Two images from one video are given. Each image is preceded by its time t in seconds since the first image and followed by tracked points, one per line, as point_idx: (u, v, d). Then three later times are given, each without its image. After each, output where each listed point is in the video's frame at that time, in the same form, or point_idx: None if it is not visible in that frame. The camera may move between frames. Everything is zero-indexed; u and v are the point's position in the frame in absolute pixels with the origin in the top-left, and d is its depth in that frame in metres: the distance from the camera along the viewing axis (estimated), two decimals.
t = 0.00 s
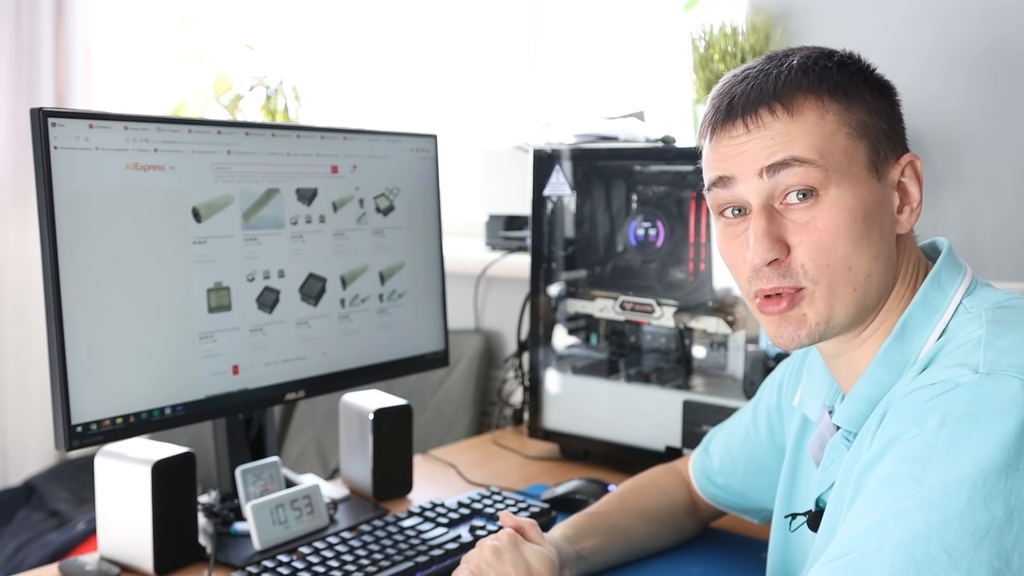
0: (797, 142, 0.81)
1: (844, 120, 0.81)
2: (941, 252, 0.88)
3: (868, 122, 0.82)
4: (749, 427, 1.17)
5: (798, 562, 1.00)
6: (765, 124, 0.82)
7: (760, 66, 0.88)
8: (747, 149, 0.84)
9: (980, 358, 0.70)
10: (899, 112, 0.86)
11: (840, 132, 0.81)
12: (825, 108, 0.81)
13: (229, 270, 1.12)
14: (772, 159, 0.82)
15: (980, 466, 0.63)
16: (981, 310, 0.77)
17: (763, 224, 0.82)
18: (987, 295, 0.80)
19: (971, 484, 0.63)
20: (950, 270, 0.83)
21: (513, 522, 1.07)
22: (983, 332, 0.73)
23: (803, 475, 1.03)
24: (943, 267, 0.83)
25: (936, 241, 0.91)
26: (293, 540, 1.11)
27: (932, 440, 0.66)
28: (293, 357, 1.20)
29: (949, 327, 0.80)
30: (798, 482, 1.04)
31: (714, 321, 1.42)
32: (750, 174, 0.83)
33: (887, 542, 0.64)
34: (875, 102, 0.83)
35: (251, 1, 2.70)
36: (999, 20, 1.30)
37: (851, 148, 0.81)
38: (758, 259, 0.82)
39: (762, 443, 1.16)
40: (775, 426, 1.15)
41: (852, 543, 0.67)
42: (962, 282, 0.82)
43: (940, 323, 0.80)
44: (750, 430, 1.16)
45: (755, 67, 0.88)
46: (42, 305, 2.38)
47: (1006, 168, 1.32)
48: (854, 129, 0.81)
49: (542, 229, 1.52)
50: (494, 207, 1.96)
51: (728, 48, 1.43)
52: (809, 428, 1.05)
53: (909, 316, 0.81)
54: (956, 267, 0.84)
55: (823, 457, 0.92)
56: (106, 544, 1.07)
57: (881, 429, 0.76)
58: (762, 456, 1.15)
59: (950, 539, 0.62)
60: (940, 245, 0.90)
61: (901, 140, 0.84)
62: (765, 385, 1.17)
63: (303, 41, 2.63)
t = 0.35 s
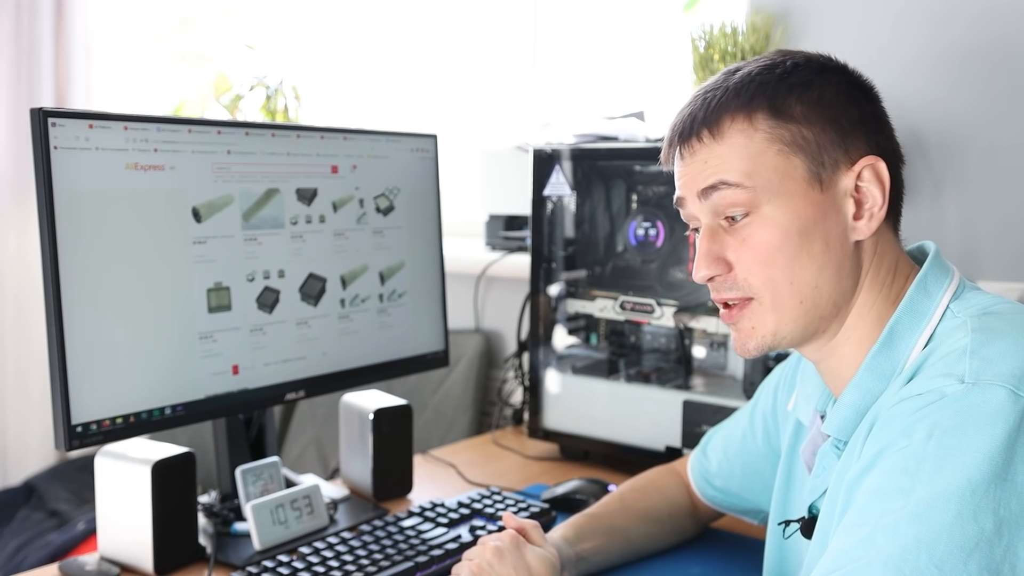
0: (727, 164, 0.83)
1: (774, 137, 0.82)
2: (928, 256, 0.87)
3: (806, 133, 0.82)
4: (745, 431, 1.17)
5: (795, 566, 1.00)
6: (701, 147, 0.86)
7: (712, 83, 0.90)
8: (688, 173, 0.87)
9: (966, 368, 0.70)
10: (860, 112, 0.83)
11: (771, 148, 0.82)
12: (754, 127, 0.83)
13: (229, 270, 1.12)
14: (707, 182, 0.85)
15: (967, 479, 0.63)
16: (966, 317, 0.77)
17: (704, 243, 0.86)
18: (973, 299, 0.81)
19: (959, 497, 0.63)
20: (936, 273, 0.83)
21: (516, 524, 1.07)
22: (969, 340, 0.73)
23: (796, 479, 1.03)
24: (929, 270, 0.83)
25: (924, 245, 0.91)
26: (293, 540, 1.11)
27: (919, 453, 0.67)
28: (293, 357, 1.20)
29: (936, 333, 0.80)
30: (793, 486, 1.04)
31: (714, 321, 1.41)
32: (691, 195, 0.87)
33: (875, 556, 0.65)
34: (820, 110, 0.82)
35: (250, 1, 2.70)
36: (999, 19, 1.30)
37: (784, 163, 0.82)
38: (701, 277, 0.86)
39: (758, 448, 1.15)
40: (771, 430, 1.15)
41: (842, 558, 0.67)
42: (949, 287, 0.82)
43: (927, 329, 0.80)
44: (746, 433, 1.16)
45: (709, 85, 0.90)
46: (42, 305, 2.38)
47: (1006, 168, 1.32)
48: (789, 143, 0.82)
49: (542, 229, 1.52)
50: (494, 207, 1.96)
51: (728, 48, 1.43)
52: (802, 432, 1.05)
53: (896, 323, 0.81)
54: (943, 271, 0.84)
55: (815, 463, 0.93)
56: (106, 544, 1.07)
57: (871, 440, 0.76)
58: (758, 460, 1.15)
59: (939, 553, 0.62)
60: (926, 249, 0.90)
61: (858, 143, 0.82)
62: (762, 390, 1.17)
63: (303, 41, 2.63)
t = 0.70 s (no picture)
0: (702, 166, 0.88)
1: (742, 144, 0.85)
2: (936, 258, 0.87)
3: (773, 142, 0.83)
4: (750, 428, 1.17)
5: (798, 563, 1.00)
6: (689, 148, 0.91)
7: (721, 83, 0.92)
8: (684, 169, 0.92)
9: (971, 371, 0.70)
10: (843, 118, 0.82)
11: (739, 155, 0.85)
12: (729, 133, 0.86)
13: (230, 270, 1.12)
14: (690, 181, 0.90)
15: (973, 481, 0.64)
16: (971, 320, 0.77)
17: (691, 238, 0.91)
18: (983, 303, 0.81)
19: (964, 498, 0.63)
20: (944, 275, 0.82)
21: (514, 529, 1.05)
22: (973, 345, 0.73)
23: (804, 479, 1.04)
24: (937, 273, 0.82)
25: (933, 248, 0.90)
26: (293, 540, 1.11)
27: (924, 455, 0.67)
28: (293, 357, 1.20)
29: (942, 335, 0.80)
30: (798, 485, 1.04)
31: (714, 321, 1.41)
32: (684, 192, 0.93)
33: (881, 558, 0.64)
34: (793, 117, 0.82)
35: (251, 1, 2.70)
36: (999, 19, 1.30)
37: (749, 170, 0.84)
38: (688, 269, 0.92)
39: (764, 445, 1.15)
40: (777, 428, 1.15)
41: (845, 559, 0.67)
42: (955, 288, 0.82)
43: (934, 331, 0.80)
44: (752, 430, 1.16)
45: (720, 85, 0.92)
46: (42, 305, 2.38)
47: (1006, 168, 1.32)
48: (756, 150, 0.84)
49: (542, 229, 1.52)
50: (494, 207, 1.96)
51: (728, 48, 1.43)
52: (809, 431, 1.06)
53: (902, 325, 0.81)
54: (951, 272, 0.83)
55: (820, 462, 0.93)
56: (106, 543, 1.07)
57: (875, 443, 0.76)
58: (763, 456, 1.15)
59: (946, 554, 0.62)
60: (935, 251, 0.88)
61: (833, 151, 0.81)
62: (769, 389, 1.17)
63: (303, 42, 2.63)
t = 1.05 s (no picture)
0: (731, 170, 0.87)
1: (773, 155, 0.84)
2: (953, 256, 0.88)
3: (807, 154, 0.82)
4: (756, 417, 1.17)
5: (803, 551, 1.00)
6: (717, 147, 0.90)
7: (752, 75, 0.90)
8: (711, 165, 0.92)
9: (997, 370, 0.71)
10: (879, 130, 0.80)
11: (770, 165, 0.84)
12: (759, 141, 0.85)
13: (229, 270, 1.12)
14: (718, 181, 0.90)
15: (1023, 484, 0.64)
16: (988, 316, 0.79)
17: (718, 236, 0.92)
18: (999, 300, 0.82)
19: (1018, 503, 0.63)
20: (961, 272, 0.84)
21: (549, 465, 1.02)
22: (996, 344, 0.73)
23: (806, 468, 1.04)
24: (954, 270, 0.84)
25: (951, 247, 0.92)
26: (293, 540, 1.11)
27: (964, 461, 0.66)
28: (293, 357, 1.20)
29: (960, 330, 0.81)
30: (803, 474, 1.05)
31: (714, 321, 1.41)
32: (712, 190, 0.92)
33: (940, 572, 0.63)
34: (828, 129, 0.81)
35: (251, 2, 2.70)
36: (999, 20, 1.30)
37: (780, 182, 0.83)
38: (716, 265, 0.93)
39: (767, 430, 1.16)
40: (782, 417, 1.15)
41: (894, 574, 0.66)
42: (972, 286, 0.84)
43: (951, 327, 0.82)
44: (757, 419, 1.17)
45: (748, 76, 0.90)
46: (42, 306, 2.38)
47: (1006, 168, 1.32)
48: (788, 162, 0.83)
49: (542, 229, 1.52)
50: (493, 207, 1.95)
51: (728, 48, 1.43)
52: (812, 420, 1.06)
53: (920, 319, 0.83)
54: (967, 271, 0.85)
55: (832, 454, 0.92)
56: (106, 544, 1.07)
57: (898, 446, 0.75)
58: (767, 442, 1.16)
59: (1007, 560, 0.62)
60: (954, 251, 0.89)
61: (868, 165, 0.80)
62: (778, 380, 1.17)
63: (304, 42, 2.63)
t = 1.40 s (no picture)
0: (749, 165, 0.87)
1: (794, 150, 0.84)
2: (965, 258, 0.88)
3: (829, 150, 0.82)
4: (758, 419, 1.17)
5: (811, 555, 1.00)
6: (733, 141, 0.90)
7: (771, 69, 0.90)
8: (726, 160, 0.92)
9: None
10: (903, 129, 0.80)
11: (790, 161, 0.84)
12: (779, 136, 0.84)
13: (230, 270, 1.12)
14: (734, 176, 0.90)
15: None
16: (1003, 322, 0.79)
17: (732, 232, 0.92)
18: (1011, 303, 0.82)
19: None
20: (973, 276, 0.84)
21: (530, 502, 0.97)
22: (1017, 359, 0.73)
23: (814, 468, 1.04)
24: (966, 273, 0.84)
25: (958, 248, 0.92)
26: (293, 540, 1.11)
27: (996, 481, 0.65)
28: (293, 357, 1.20)
29: (974, 335, 0.81)
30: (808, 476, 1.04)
31: (714, 321, 1.41)
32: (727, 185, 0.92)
33: None
34: (851, 126, 0.81)
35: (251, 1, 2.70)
36: (999, 20, 1.30)
37: (800, 178, 0.84)
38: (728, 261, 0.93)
39: (770, 433, 1.15)
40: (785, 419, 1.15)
41: None
42: (985, 289, 0.84)
43: (965, 331, 0.82)
44: (760, 420, 1.16)
45: (766, 71, 0.90)
46: (42, 306, 2.38)
47: (1006, 168, 1.32)
48: (808, 158, 0.83)
49: (542, 229, 1.51)
50: (493, 207, 1.95)
51: (728, 48, 1.43)
52: (817, 422, 1.06)
53: (934, 326, 0.83)
54: (979, 274, 0.85)
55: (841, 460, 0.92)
56: (106, 544, 1.07)
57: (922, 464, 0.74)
58: (769, 447, 1.15)
59: None
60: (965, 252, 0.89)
61: (888, 164, 0.81)
62: (781, 379, 1.17)
63: (304, 41, 2.63)
